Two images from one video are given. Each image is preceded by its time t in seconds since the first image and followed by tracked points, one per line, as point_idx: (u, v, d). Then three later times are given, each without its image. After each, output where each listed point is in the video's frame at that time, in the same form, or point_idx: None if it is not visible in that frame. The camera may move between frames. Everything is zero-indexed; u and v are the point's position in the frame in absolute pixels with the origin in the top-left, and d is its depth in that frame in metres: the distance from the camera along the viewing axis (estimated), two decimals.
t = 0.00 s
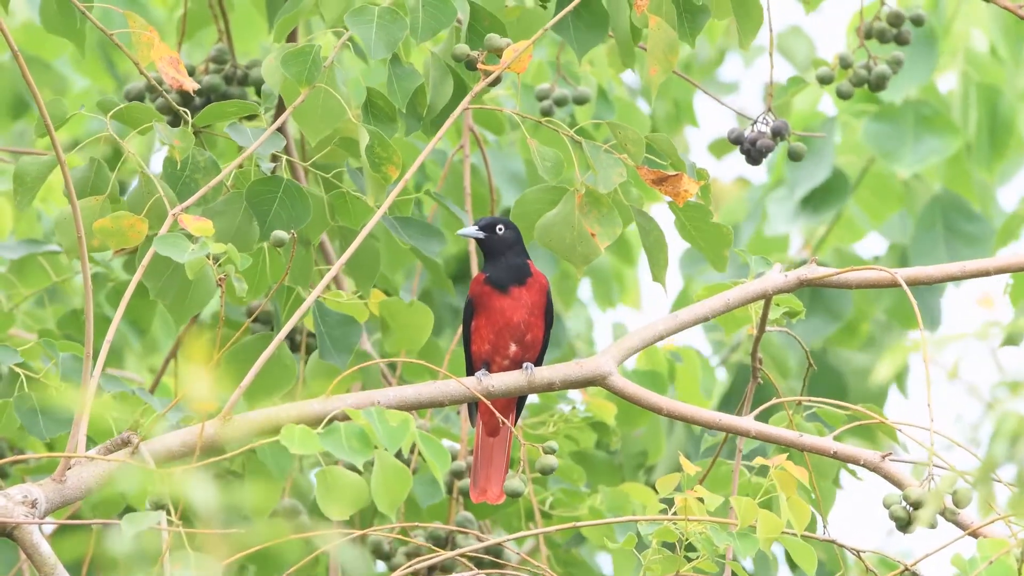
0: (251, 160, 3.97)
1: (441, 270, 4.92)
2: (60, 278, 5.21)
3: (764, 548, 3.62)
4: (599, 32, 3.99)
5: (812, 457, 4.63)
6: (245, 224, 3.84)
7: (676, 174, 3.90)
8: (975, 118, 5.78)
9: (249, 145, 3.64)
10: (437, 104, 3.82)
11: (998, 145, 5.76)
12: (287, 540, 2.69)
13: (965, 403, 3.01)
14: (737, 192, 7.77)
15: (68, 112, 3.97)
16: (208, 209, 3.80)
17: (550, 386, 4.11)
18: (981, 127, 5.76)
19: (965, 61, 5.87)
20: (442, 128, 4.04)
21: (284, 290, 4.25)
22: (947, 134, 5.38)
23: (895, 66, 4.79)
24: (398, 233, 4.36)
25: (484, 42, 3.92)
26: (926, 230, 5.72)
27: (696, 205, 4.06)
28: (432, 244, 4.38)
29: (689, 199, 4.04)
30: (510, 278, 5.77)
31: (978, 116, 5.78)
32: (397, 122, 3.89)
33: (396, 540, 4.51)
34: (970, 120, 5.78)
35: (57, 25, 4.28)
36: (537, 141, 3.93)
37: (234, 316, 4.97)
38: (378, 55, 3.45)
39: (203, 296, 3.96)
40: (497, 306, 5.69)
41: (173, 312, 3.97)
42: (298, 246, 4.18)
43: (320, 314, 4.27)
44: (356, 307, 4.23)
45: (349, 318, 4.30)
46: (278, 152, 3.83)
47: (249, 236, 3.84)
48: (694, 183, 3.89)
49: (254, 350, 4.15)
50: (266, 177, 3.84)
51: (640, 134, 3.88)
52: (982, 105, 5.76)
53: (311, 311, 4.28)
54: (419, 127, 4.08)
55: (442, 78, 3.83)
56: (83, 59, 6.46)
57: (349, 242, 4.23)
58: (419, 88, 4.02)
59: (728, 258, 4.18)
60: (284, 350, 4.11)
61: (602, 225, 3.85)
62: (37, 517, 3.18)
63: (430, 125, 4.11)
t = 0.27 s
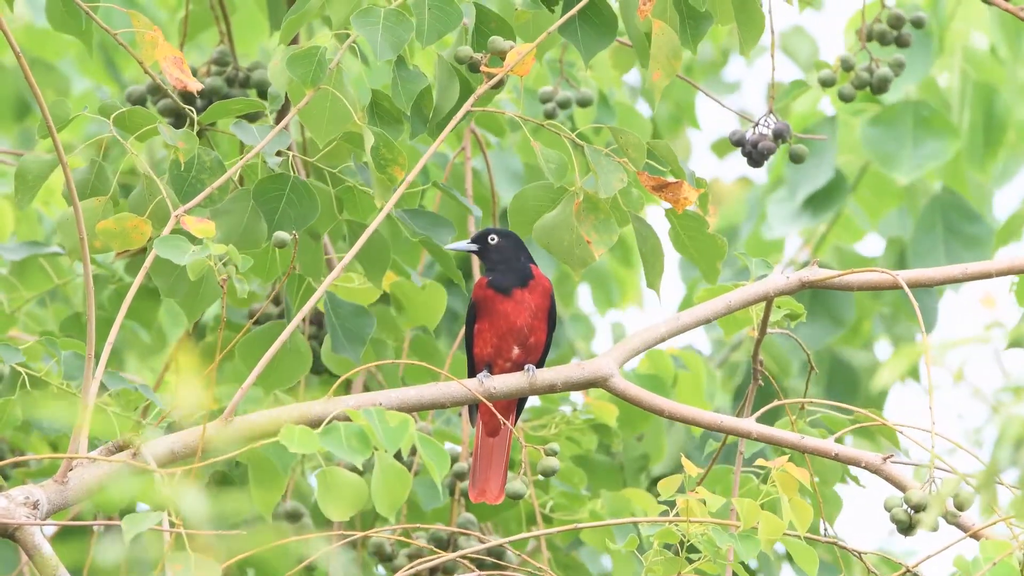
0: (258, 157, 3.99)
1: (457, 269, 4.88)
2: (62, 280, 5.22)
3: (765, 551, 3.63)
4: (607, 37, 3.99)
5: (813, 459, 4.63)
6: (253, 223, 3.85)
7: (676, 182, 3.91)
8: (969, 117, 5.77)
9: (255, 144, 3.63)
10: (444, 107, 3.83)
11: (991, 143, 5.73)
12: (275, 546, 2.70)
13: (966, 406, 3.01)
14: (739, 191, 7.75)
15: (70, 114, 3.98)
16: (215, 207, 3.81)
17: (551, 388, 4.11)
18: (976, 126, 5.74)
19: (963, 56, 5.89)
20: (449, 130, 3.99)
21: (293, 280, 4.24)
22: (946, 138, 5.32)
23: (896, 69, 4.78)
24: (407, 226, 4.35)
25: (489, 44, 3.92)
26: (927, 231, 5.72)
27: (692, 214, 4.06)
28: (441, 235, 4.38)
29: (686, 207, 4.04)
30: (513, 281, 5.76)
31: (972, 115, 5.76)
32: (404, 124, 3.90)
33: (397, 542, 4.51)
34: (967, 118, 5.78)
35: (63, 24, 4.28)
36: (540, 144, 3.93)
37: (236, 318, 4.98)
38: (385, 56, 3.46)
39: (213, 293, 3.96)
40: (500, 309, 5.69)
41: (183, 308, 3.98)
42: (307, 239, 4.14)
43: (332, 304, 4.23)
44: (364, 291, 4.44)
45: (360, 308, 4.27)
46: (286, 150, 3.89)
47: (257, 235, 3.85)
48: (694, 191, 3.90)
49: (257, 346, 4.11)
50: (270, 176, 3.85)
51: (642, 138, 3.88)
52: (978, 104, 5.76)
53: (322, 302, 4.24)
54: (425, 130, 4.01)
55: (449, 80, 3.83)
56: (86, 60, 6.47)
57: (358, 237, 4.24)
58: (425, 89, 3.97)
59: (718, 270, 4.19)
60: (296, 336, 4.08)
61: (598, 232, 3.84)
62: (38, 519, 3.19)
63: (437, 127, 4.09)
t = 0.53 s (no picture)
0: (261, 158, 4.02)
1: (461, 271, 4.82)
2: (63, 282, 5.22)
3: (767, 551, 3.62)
4: (604, 36, 3.99)
5: (815, 460, 4.62)
6: (254, 224, 3.85)
7: (679, 182, 3.91)
8: (978, 115, 5.87)
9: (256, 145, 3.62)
10: (443, 106, 3.83)
11: (1000, 142, 5.88)
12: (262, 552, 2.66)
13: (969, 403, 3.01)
14: (739, 192, 7.75)
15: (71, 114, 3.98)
16: (217, 208, 3.81)
17: (553, 390, 4.11)
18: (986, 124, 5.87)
19: (963, 55, 5.83)
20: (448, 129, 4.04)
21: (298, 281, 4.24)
22: (946, 135, 5.34)
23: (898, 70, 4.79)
24: (408, 231, 4.34)
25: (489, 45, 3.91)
26: (930, 227, 5.70)
27: (694, 214, 4.05)
28: (442, 240, 4.38)
29: (688, 207, 4.05)
30: (514, 282, 5.76)
31: (981, 113, 5.87)
32: (403, 124, 3.87)
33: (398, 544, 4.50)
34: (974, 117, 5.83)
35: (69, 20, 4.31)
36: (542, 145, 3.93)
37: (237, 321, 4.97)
38: (383, 56, 3.45)
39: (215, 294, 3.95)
40: (501, 310, 5.69)
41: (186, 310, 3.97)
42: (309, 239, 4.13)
43: (335, 305, 4.23)
44: (366, 289, 4.48)
45: (364, 309, 4.27)
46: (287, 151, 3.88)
47: (259, 236, 3.84)
48: (697, 190, 3.91)
49: (258, 346, 4.10)
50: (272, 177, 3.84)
51: (643, 139, 3.87)
52: (986, 101, 5.85)
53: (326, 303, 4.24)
54: (425, 129, 4.04)
55: (448, 79, 3.82)
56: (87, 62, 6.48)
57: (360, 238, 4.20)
58: (425, 90, 3.98)
59: (721, 266, 4.18)
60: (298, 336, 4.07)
61: (603, 233, 3.86)
62: (40, 520, 3.19)
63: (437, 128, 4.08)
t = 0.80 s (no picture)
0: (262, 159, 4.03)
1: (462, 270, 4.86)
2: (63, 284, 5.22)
3: (768, 553, 3.62)
4: (601, 34, 3.98)
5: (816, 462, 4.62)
6: (255, 225, 3.86)
7: (680, 179, 3.91)
8: (976, 114, 5.84)
9: (257, 144, 3.61)
10: (441, 106, 3.81)
11: (998, 144, 5.85)
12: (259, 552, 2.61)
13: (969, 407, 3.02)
14: (740, 193, 7.74)
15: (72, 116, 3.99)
16: (218, 208, 3.81)
17: (554, 390, 4.11)
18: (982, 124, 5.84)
19: (963, 55, 5.85)
20: (447, 130, 4.04)
21: (297, 283, 4.25)
22: (945, 138, 5.33)
23: (899, 72, 4.79)
24: (410, 230, 4.35)
25: (488, 45, 3.92)
26: (928, 229, 5.71)
27: (693, 215, 4.06)
28: (445, 238, 4.38)
29: (689, 208, 4.05)
30: (516, 283, 5.78)
31: (978, 112, 5.84)
32: (402, 124, 3.90)
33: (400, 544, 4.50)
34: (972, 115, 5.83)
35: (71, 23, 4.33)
36: (542, 145, 3.94)
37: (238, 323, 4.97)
38: (382, 55, 3.46)
39: (214, 295, 3.96)
40: (502, 310, 5.69)
41: (186, 311, 3.97)
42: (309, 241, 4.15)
43: (332, 310, 4.25)
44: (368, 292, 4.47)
45: (360, 315, 4.29)
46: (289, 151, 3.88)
47: (260, 237, 3.86)
48: (698, 188, 3.90)
49: (259, 349, 4.11)
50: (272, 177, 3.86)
51: (643, 139, 3.87)
52: (983, 101, 5.83)
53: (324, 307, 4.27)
54: (424, 130, 4.04)
55: (446, 78, 3.81)
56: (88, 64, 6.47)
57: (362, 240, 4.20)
58: (424, 90, 3.99)
59: (723, 271, 4.17)
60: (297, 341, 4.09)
61: (603, 232, 3.86)
62: (41, 520, 3.19)
63: (436, 128, 4.08)
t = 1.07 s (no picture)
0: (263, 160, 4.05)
1: (466, 268, 4.92)
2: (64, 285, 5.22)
3: (769, 554, 3.61)
4: (603, 35, 3.98)
5: (817, 462, 4.61)
6: (257, 225, 3.83)
7: (682, 177, 3.91)
8: (975, 115, 5.78)
9: (258, 144, 3.60)
10: (442, 107, 3.81)
11: (998, 139, 5.80)
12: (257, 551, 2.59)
13: (968, 414, 3.02)
14: (742, 194, 7.74)
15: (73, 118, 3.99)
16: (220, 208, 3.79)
17: (556, 391, 4.10)
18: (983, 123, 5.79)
19: (964, 54, 5.82)
20: (448, 132, 4.04)
21: (300, 282, 4.25)
22: (946, 137, 5.33)
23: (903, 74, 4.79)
24: (411, 229, 4.35)
25: (489, 46, 3.91)
26: (928, 227, 5.69)
27: (695, 212, 4.05)
28: (445, 237, 4.38)
29: (691, 204, 4.04)
30: (517, 283, 5.80)
31: (978, 113, 5.78)
32: (403, 125, 3.90)
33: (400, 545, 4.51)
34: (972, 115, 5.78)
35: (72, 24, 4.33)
36: (543, 145, 3.93)
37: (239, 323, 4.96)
38: (383, 57, 3.45)
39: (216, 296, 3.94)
40: (503, 311, 5.68)
41: (188, 311, 3.98)
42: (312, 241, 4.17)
43: (337, 304, 4.21)
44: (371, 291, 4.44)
45: (367, 309, 4.24)
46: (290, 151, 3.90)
47: (262, 237, 3.83)
48: (700, 185, 3.90)
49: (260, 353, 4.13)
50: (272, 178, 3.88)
51: (644, 137, 3.87)
52: (983, 100, 5.78)
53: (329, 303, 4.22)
54: (425, 131, 4.04)
55: (447, 80, 3.81)
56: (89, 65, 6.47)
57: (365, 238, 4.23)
58: (425, 92, 3.99)
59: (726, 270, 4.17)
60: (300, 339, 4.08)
61: (607, 231, 3.85)
62: (42, 521, 3.19)
63: (437, 130, 4.08)
